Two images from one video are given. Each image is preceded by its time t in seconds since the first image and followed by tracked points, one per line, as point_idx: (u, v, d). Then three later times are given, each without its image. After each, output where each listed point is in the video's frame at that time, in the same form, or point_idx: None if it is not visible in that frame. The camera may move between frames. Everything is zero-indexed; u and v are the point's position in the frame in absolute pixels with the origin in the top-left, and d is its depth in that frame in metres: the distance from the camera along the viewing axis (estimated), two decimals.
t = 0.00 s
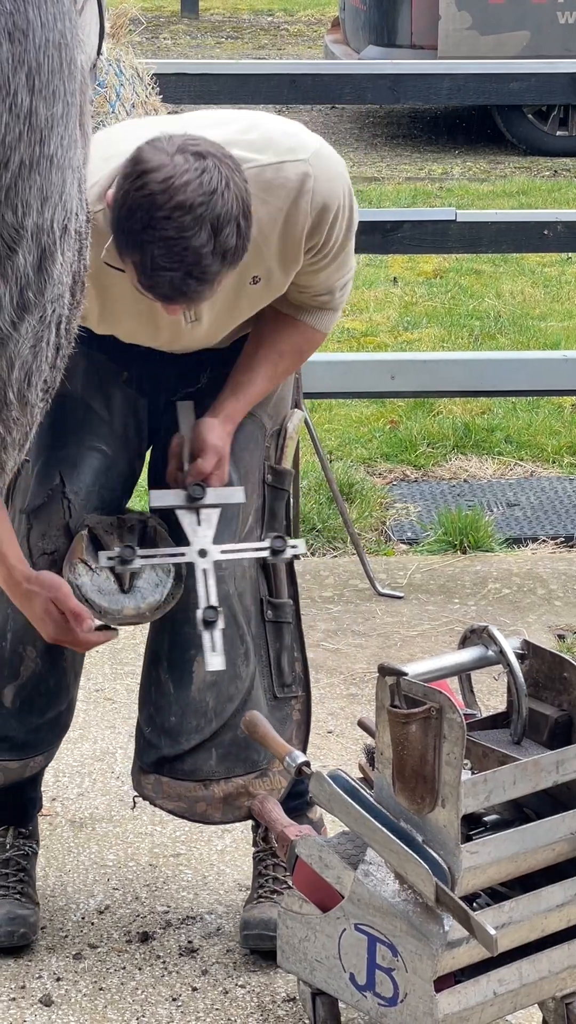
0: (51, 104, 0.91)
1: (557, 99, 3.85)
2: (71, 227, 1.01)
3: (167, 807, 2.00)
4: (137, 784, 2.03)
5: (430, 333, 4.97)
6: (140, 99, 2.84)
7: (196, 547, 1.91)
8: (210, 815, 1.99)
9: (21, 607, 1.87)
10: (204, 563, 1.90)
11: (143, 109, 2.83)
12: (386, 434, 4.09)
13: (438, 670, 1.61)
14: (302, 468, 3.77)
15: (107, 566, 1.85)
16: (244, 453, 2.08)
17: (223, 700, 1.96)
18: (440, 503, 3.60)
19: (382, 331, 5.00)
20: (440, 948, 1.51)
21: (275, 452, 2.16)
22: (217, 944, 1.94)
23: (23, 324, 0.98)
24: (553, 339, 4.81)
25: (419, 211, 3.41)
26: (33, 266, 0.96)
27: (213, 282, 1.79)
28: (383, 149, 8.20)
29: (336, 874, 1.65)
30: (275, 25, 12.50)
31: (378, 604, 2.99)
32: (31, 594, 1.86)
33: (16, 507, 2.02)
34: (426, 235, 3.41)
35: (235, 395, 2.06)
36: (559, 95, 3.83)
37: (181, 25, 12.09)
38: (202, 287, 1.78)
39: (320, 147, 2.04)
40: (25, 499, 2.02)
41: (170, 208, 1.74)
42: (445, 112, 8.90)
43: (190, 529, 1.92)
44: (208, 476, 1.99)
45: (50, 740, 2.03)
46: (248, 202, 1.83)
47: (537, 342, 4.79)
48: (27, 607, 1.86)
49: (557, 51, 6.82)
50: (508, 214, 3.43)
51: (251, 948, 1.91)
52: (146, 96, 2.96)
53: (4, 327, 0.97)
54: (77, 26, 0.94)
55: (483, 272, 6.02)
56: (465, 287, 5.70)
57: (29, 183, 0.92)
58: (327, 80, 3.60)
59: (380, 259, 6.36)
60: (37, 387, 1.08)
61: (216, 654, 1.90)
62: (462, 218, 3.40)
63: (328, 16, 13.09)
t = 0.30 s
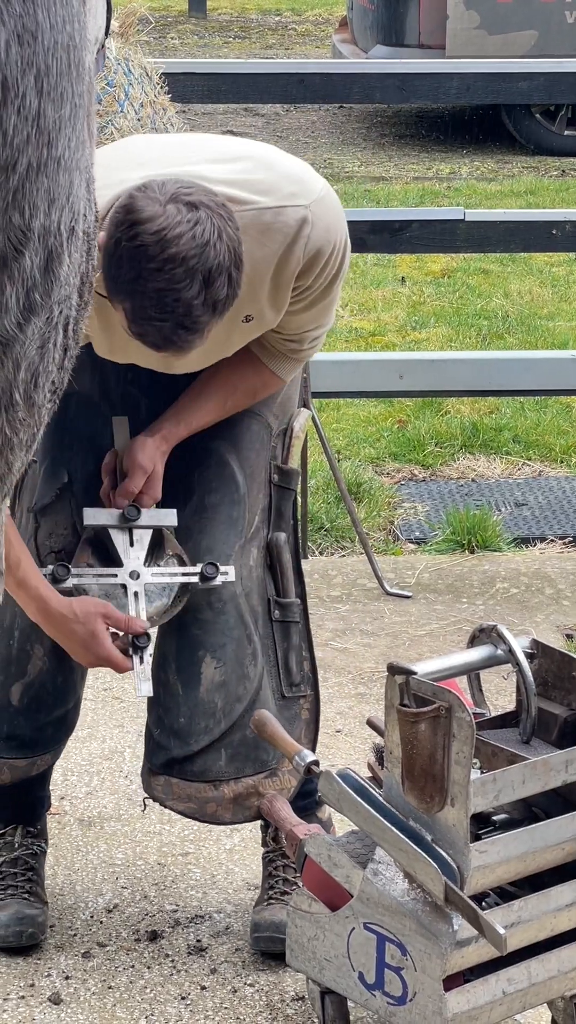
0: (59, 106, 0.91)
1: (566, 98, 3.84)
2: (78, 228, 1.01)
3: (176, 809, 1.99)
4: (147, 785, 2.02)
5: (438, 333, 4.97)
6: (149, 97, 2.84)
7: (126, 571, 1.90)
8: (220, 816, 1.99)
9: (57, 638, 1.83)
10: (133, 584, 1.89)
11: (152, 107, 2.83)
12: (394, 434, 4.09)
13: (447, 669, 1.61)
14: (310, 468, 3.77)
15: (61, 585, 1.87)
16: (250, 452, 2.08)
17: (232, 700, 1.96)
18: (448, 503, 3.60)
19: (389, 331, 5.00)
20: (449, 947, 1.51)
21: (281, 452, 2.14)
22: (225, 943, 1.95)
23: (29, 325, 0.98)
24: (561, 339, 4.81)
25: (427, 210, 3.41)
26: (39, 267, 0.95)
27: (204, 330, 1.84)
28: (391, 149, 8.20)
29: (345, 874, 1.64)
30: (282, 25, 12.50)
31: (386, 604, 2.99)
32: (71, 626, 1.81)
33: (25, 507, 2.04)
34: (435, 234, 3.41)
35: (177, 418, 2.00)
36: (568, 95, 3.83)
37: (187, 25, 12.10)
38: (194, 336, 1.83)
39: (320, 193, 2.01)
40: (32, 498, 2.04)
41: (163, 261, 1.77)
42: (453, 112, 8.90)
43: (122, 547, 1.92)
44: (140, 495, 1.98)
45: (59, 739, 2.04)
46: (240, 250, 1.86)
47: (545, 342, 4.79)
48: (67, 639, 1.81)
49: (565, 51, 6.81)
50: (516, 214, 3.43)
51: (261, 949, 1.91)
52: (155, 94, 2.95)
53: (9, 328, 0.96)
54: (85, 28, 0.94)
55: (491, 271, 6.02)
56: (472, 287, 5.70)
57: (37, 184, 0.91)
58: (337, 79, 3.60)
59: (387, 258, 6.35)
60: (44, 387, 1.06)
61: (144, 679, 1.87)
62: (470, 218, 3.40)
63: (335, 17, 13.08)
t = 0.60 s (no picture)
0: (73, 108, 0.92)
1: None
2: (91, 230, 1.02)
3: (189, 807, 1.99)
4: (159, 785, 2.01)
5: (446, 332, 4.96)
6: (158, 95, 2.84)
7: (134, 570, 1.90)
8: (233, 815, 1.98)
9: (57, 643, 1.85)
10: (138, 585, 1.89)
11: (162, 106, 2.83)
12: (401, 432, 4.09)
13: (456, 667, 1.61)
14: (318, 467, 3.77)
15: (66, 587, 1.88)
16: (259, 451, 2.08)
17: (242, 700, 1.96)
18: (456, 502, 3.60)
19: (397, 329, 5.00)
20: (458, 945, 1.51)
21: (292, 447, 2.13)
22: (234, 942, 1.94)
23: (41, 328, 0.98)
24: (569, 338, 4.81)
25: (436, 209, 3.41)
26: (52, 269, 0.96)
27: (195, 380, 1.83)
28: (397, 148, 8.20)
29: (354, 871, 1.64)
30: (288, 24, 12.51)
31: (394, 602, 2.99)
32: (68, 634, 1.82)
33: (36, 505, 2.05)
34: (443, 233, 3.41)
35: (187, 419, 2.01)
36: None
37: (194, 24, 12.11)
38: (184, 385, 1.83)
39: (318, 220, 1.99)
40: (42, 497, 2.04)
41: (154, 313, 1.75)
42: (460, 111, 8.90)
43: (129, 547, 1.92)
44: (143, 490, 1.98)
45: (68, 738, 2.04)
46: (233, 296, 1.83)
47: (553, 341, 4.79)
48: (68, 645, 1.83)
49: (573, 50, 6.82)
50: (525, 213, 3.42)
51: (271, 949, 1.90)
52: (164, 93, 2.96)
53: (23, 331, 0.96)
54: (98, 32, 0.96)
55: (499, 270, 6.01)
56: (480, 285, 5.70)
57: (50, 187, 0.92)
58: (346, 78, 3.60)
59: (394, 257, 6.35)
60: (56, 389, 1.07)
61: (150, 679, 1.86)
62: (478, 217, 3.39)
63: (342, 16, 13.08)
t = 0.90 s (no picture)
0: (84, 115, 0.92)
1: None
2: (100, 235, 1.02)
3: (196, 806, 1.98)
4: (166, 783, 2.01)
5: (450, 330, 4.96)
6: (162, 92, 2.84)
7: (142, 566, 1.90)
8: (239, 813, 1.98)
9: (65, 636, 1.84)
10: (147, 581, 1.89)
11: (166, 103, 2.83)
12: (406, 430, 4.09)
13: (459, 666, 1.61)
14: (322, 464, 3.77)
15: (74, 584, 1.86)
16: (265, 448, 2.08)
17: (249, 698, 1.96)
18: (461, 500, 3.60)
19: (402, 327, 5.00)
20: (461, 944, 1.51)
21: (298, 445, 2.13)
22: (238, 940, 1.95)
23: (48, 335, 0.98)
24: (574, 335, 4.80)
25: (441, 207, 3.40)
26: (60, 276, 0.95)
27: (193, 403, 1.86)
28: (403, 145, 8.20)
29: (357, 870, 1.64)
30: (294, 21, 12.50)
31: (398, 600, 2.99)
32: (79, 628, 1.81)
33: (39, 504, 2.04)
34: (448, 231, 3.40)
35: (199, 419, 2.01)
36: None
37: (200, 20, 12.11)
38: (182, 408, 1.85)
39: (319, 235, 2.02)
40: (48, 495, 2.03)
41: (150, 339, 1.78)
42: (465, 108, 8.89)
43: (137, 544, 1.92)
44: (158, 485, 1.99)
45: (73, 736, 2.04)
46: (230, 318, 1.84)
47: (558, 338, 4.78)
48: (77, 639, 1.83)
49: None
50: (529, 210, 3.42)
51: (275, 947, 1.90)
52: (169, 90, 2.95)
53: (31, 337, 0.96)
54: (110, 38, 0.96)
55: (504, 268, 6.01)
56: (486, 283, 5.69)
57: (60, 194, 0.92)
58: (351, 75, 3.60)
59: (400, 254, 6.35)
60: (62, 393, 1.06)
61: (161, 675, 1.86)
62: (483, 214, 3.39)
63: (347, 13, 13.08)
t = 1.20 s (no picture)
0: (90, 121, 0.92)
1: None
2: (105, 239, 1.01)
3: (202, 803, 1.98)
4: (170, 781, 2.01)
5: (454, 327, 4.96)
6: (165, 88, 2.84)
7: (147, 562, 1.90)
8: (244, 810, 1.98)
9: (73, 635, 1.83)
10: (153, 578, 1.89)
11: (169, 99, 2.83)
12: (409, 427, 4.09)
13: (462, 663, 1.61)
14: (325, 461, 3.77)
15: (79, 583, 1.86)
16: (271, 444, 2.08)
17: (254, 695, 1.96)
18: (464, 496, 3.60)
19: (405, 324, 5.00)
20: (464, 942, 1.51)
21: (304, 443, 2.13)
22: (240, 936, 1.95)
23: (52, 339, 0.98)
24: None
25: (444, 204, 3.40)
26: (64, 280, 0.95)
27: (200, 410, 1.86)
28: (406, 142, 8.19)
29: (360, 868, 1.64)
30: (297, 17, 12.50)
31: (401, 597, 2.99)
32: (87, 626, 1.81)
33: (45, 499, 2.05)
34: (451, 228, 3.41)
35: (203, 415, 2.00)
36: None
37: (204, 17, 12.11)
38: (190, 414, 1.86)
39: (328, 241, 2.01)
40: (53, 491, 2.03)
41: (156, 349, 1.78)
42: (469, 105, 8.88)
43: (141, 540, 1.92)
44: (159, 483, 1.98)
45: (76, 732, 2.04)
46: (236, 326, 1.84)
47: (561, 335, 4.78)
48: (85, 638, 1.82)
49: None
50: (533, 207, 3.42)
51: (277, 945, 1.90)
52: (172, 86, 2.95)
53: (36, 342, 0.96)
54: (116, 42, 0.95)
55: (507, 265, 6.01)
56: (489, 280, 5.69)
57: (66, 200, 0.91)
58: (354, 72, 3.60)
59: (403, 251, 6.35)
60: (64, 395, 1.06)
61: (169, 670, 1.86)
62: (487, 210, 3.39)
63: (351, 10, 13.07)
